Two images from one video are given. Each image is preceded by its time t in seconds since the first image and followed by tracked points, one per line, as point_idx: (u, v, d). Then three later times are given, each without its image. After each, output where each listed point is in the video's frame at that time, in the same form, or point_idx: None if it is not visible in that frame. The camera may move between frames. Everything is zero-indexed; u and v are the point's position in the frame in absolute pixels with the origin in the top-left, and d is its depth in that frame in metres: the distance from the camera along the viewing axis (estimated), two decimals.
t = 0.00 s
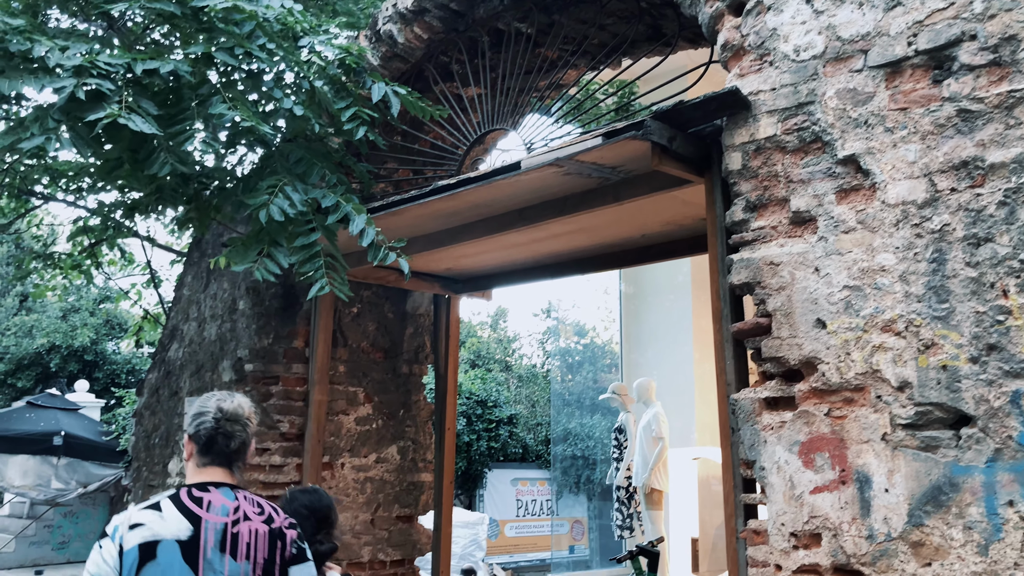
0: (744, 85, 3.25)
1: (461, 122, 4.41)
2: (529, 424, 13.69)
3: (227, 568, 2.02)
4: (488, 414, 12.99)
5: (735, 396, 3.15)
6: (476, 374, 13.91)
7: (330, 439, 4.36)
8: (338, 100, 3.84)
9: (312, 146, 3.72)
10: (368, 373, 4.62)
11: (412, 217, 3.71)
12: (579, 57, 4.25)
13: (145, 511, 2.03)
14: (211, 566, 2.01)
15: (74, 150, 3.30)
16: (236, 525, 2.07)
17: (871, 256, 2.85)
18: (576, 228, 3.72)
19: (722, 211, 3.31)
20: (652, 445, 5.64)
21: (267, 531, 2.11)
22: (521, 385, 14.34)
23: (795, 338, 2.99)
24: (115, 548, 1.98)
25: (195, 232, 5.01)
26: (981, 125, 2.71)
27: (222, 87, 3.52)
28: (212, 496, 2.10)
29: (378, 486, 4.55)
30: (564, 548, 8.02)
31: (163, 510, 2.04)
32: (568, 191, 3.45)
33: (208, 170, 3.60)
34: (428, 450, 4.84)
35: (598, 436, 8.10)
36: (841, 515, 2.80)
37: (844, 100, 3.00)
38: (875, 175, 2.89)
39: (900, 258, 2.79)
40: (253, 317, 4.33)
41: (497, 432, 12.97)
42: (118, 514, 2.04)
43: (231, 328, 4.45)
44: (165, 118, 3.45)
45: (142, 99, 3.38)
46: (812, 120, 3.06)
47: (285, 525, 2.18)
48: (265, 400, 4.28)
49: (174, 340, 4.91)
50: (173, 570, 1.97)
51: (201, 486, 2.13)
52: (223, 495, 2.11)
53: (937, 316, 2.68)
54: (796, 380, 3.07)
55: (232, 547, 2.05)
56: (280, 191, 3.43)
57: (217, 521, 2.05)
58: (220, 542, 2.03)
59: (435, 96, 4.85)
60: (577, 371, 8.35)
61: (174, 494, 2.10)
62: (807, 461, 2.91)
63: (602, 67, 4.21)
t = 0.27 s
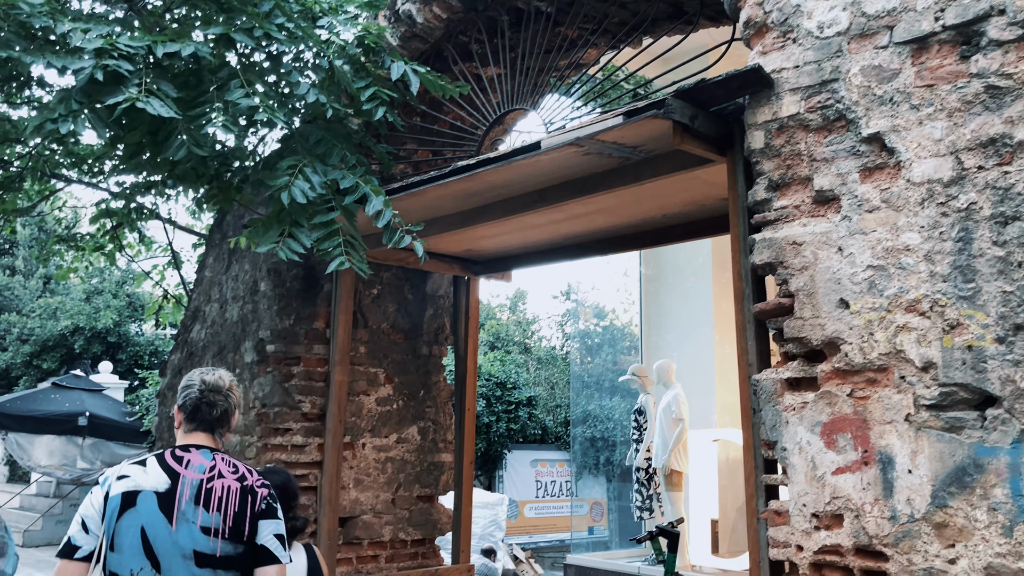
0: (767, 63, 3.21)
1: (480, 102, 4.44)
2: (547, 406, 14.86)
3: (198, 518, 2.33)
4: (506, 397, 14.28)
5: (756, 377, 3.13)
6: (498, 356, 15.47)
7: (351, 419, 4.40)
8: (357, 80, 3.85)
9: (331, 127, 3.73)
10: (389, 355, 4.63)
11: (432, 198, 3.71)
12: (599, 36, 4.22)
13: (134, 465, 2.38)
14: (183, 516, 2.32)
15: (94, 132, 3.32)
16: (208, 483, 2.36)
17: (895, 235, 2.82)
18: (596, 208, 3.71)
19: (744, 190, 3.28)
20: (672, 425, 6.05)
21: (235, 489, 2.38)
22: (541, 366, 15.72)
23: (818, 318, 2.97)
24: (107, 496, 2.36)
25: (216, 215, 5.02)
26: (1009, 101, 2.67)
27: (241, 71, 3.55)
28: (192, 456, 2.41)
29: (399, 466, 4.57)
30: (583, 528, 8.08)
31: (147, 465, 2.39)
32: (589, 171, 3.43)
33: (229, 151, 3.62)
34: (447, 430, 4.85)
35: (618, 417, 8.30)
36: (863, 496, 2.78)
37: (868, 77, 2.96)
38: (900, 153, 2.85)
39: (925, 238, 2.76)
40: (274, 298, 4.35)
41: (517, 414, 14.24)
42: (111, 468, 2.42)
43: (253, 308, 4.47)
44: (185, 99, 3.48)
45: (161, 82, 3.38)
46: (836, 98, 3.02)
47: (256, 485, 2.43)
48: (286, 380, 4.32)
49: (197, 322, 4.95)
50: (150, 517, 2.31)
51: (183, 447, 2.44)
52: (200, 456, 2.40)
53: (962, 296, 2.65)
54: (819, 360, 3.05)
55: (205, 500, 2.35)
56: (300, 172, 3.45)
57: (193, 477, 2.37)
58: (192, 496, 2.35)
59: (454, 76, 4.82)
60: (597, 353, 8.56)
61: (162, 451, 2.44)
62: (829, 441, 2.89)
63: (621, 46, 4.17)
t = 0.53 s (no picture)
0: (789, 40, 3.17)
1: (499, 82, 4.45)
2: (565, 387, 16.15)
3: (206, 496, 2.46)
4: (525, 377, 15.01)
5: (777, 357, 3.12)
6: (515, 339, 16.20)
7: (371, 399, 4.42)
8: (376, 60, 3.84)
9: (350, 107, 3.73)
10: (408, 336, 4.64)
11: (451, 178, 3.70)
12: (618, 15, 4.19)
13: (149, 446, 2.54)
14: (193, 493, 2.47)
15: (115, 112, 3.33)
16: (216, 463, 2.51)
17: (919, 214, 2.79)
18: (616, 188, 3.69)
19: (765, 169, 3.25)
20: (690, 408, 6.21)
21: (242, 471, 2.53)
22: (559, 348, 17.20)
23: (839, 299, 2.94)
24: (123, 473, 2.51)
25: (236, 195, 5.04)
26: None
27: (260, 50, 3.53)
28: (202, 439, 2.56)
29: (418, 446, 4.60)
30: (601, 509, 8.04)
31: (162, 445, 2.54)
32: (608, 150, 3.41)
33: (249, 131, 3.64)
34: (467, 411, 4.87)
35: (636, 399, 8.29)
36: (884, 477, 2.77)
37: (893, 53, 2.92)
38: (925, 131, 2.81)
39: (950, 217, 2.72)
40: (294, 279, 4.36)
41: (535, 395, 15.03)
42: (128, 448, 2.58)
43: (273, 290, 4.50)
44: (206, 79, 3.49)
45: (181, 61, 3.39)
46: (859, 75, 2.98)
47: (262, 468, 2.58)
48: (307, 360, 4.33)
49: (217, 303, 4.99)
50: (163, 493, 2.46)
51: (194, 430, 2.58)
52: (209, 439, 2.56)
53: (988, 276, 2.62)
54: (840, 341, 3.03)
55: (213, 480, 2.49)
56: (319, 152, 3.46)
57: (203, 459, 2.51)
58: (202, 474, 2.49)
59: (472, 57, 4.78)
60: (616, 335, 8.43)
61: (175, 434, 2.59)
62: (850, 422, 2.87)
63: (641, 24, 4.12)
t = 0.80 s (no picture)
0: (810, 19, 3.13)
1: (516, 64, 4.45)
2: (582, 369, 16.81)
3: (216, 461, 2.82)
4: (542, 360, 15.97)
5: (796, 340, 3.10)
6: (532, 323, 16.92)
7: (389, 381, 4.44)
8: (393, 41, 3.83)
9: (367, 89, 3.73)
10: (425, 319, 4.66)
11: (469, 160, 3.70)
12: None
13: (160, 416, 2.87)
14: (203, 459, 2.82)
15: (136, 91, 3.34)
16: (223, 432, 2.87)
17: (941, 195, 2.76)
18: (634, 170, 3.67)
19: (785, 150, 3.22)
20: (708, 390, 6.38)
21: (246, 439, 2.90)
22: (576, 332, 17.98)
23: (859, 281, 2.92)
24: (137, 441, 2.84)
25: (253, 178, 5.06)
26: None
27: (279, 28, 3.55)
28: (208, 410, 2.91)
29: (436, 428, 4.62)
30: (618, 492, 8.07)
31: (172, 417, 2.88)
32: (626, 132, 3.39)
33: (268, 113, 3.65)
34: (484, 393, 4.89)
35: (654, 382, 8.21)
36: (904, 459, 2.75)
37: (916, 32, 2.87)
38: (948, 111, 2.78)
39: (973, 197, 2.69)
40: (312, 262, 4.39)
41: (552, 377, 15.90)
42: (139, 419, 2.90)
43: (292, 272, 4.53)
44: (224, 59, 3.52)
45: (200, 39, 3.41)
46: (881, 55, 2.94)
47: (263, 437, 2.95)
48: (325, 342, 4.36)
49: (236, 285, 5.02)
50: (176, 459, 2.80)
51: (200, 402, 2.93)
52: (215, 410, 2.91)
53: (1011, 258, 2.59)
54: (860, 323, 3.01)
55: (221, 447, 2.85)
56: (337, 134, 3.46)
57: (210, 428, 2.87)
58: (210, 442, 2.85)
59: (490, 38, 4.72)
60: (633, 318, 8.42)
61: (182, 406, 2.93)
62: (869, 405, 2.86)
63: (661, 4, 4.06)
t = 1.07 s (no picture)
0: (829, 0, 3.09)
1: (532, 47, 4.45)
2: (597, 354, 17.10)
3: (200, 442, 3.11)
4: (556, 345, 16.05)
5: (812, 324, 3.09)
6: (546, 308, 17.00)
7: (405, 365, 4.46)
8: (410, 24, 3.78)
9: (383, 72, 3.72)
10: (441, 303, 4.67)
11: (485, 144, 3.70)
12: None
13: (145, 405, 3.13)
14: (188, 441, 3.10)
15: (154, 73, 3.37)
16: (205, 415, 3.16)
17: (961, 178, 2.73)
18: (650, 154, 3.66)
19: (803, 134, 3.20)
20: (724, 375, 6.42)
21: (227, 421, 3.19)
22: (591, 317, 18.49)
23: (877, 265, 2.91)
24: (126, 429, 3.09)
25: (269, 163, 5.08)
26: None
27: (298, 10, 3.53)
28: (190, 397, 3.19)
29: (451, 412, 4.65)
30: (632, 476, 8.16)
31: (157, 405, 3.14)
32: (643, 115, 3.38)
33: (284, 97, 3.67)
34: (499, 377, 4.91)
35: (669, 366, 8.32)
36: (921, 444, 2.74)
37: (937, 13, 2.84)
38: (969, 93, 2.75)
39: (993, 181, 2.67)
40: (328, 247, 4.40)
41: (567, 363, 16.03)
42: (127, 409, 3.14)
43: (308, 257, 4.54)
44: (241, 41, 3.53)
45: (218, 23, 3.41)
46: (901, 36, 2.91)
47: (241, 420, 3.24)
48: (341, 326, 4.38)
49: (253, 269, 5.04)
50: (163, 443, 3.07)
51: (183, 391, 3.21)
52: (197, 396, 3.19)
53: None
54: (878, 307, 2.99)
55: (204, 429, 3.14)
56: (353, 118, 3.46)
57: (194, 412, 3.15)
58: (193, 425, 3.12)
59: (506, 21, 4.64)
60: (648, 304, 8.44)
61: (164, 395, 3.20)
62: (886, 389, 2.85)
63: None
